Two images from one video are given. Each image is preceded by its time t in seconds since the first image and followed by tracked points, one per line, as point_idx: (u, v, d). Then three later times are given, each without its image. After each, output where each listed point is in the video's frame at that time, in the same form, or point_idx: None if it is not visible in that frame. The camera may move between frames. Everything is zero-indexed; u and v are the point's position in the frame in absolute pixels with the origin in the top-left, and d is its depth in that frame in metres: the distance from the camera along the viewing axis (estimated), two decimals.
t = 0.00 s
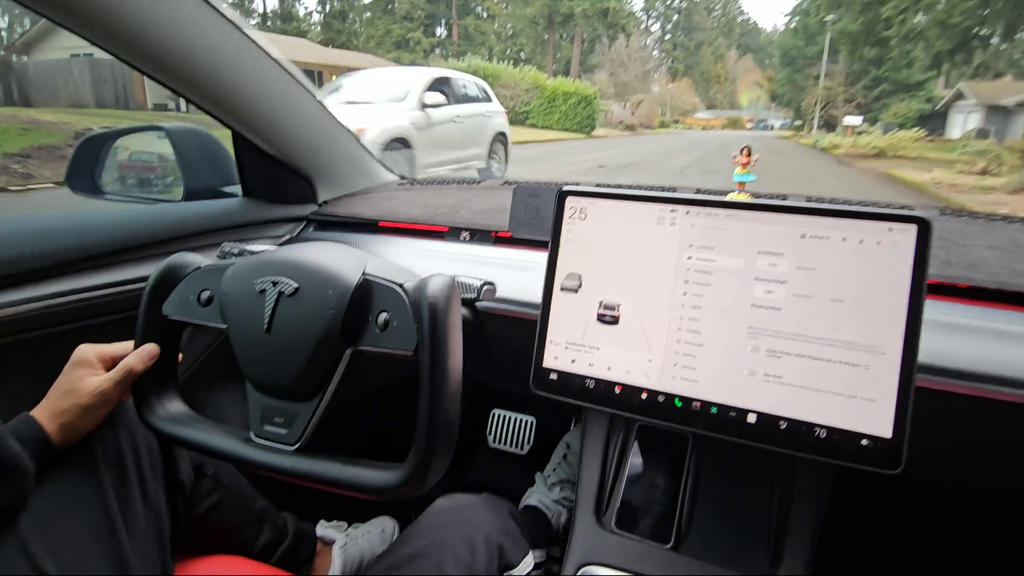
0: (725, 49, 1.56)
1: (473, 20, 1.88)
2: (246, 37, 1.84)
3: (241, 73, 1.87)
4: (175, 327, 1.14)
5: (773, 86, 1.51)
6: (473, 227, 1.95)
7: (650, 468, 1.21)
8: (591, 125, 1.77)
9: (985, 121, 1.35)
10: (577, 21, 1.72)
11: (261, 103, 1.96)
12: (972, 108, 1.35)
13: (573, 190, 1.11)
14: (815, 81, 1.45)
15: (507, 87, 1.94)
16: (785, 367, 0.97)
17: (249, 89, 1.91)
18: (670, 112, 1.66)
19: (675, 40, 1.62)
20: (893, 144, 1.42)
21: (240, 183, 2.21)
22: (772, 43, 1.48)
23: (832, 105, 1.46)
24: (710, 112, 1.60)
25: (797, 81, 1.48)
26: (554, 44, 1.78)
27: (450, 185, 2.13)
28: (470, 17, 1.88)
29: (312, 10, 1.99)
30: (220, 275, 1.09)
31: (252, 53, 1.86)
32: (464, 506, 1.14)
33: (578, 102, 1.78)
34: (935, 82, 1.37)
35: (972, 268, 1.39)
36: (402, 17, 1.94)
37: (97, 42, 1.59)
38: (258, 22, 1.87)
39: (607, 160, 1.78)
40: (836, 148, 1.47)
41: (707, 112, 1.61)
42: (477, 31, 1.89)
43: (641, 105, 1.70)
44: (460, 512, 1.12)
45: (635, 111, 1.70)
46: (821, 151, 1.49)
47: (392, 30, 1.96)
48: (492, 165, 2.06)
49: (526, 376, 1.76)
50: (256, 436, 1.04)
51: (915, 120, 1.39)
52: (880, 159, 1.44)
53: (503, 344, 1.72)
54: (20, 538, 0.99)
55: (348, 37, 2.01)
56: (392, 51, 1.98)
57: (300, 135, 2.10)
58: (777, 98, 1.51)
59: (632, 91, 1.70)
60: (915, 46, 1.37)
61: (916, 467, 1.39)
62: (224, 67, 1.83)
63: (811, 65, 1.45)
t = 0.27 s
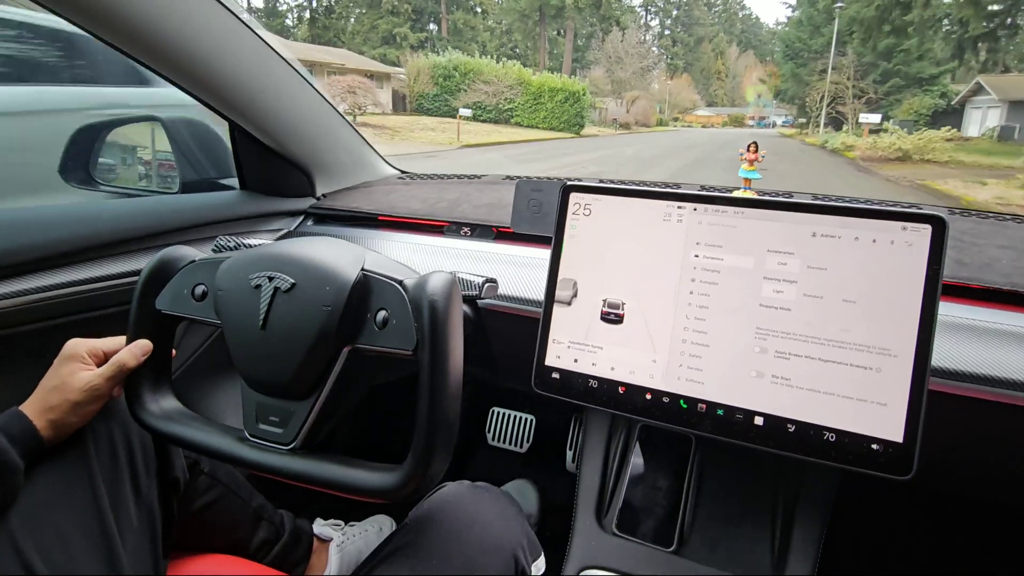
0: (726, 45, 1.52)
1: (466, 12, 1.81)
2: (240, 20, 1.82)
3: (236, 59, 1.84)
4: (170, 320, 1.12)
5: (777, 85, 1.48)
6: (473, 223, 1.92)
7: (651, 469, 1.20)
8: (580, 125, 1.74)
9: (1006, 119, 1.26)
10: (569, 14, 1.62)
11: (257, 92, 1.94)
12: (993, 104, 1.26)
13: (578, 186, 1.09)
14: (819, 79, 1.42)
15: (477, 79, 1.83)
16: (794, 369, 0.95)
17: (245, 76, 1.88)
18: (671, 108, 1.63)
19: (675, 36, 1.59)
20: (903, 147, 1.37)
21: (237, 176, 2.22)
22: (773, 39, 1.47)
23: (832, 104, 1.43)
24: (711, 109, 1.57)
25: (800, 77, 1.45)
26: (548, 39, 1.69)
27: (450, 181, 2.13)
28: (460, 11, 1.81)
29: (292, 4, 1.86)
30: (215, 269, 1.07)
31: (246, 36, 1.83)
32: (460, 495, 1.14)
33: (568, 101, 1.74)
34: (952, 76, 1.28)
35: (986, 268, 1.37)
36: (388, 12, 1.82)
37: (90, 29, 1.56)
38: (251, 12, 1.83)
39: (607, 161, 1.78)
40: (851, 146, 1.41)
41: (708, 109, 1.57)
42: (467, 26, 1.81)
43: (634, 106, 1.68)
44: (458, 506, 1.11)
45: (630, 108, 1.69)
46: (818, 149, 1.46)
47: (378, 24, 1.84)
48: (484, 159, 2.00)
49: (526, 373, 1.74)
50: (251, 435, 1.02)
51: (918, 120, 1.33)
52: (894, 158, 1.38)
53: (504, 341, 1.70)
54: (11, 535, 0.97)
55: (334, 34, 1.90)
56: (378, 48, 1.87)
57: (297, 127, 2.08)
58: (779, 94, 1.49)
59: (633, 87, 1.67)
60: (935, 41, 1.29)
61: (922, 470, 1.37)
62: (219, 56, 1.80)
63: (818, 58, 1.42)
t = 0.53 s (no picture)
0: (723, 44, 1.50)
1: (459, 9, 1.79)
2: (234, 20, 1.81)
3: (230, 58, 1.84)
4: (158, 322, 1.11)
5: (772, 88, 1.47)
6: (466, 224, 1.92)
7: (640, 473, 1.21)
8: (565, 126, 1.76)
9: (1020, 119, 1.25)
10: (557, 9, 1.66)
11: (250, 91, 1.93)
12: (1006, 104, 1.26)
13: (568, 188, 1.09)
14: (813, 82, 1.41)
15: (455, 76, 1.83)
16: (781, 373, 0.95)
17: (238, 76, 1.88)
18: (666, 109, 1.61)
19: (671, 35, 1.56)
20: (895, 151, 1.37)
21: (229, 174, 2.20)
22: (772, 37, 1.44)
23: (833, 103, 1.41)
24: (707, 110, 1.55)
25: (799, 76, 1.42)
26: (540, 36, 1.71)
27: (444, 181, 2.13)
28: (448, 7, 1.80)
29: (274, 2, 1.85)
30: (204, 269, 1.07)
31: (241, 37, 1.84)
32: (446, 494, 1.15)
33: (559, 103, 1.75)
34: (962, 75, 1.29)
35: (973, 274, 1.38)
36: (373, 8, 1.82)
37: (79, 25, 1.56)
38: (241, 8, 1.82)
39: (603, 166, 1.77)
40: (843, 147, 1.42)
41: (705, 109, 1.56)
42: (453, 22, 1.80)
43: (627, 107, 1.66)
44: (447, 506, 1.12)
45: (621, 109, 1.67)
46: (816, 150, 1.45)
47: (361, 22, 1.83)
48: (477, 160, 1.99)
49: (518, 375, 1.74)
50: (239, 435, 1.01)
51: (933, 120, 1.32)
52: (885, 163, 1.38)
53: (496, 342, 1.70)
54: None
55: (318, 31, 1.89)
56: (360, 45, 1.87)
57: (291, 126, 2.07)
58: (777, 94, 1.47)
59: (629, 86, 1.64)
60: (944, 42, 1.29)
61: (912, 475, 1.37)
62: (213, 55, 1.80)
63: (819, 55, 1.40)
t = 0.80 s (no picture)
0: (721, 45, 1.50)
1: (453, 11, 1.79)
2: (222, 15, 1.78)
3: (221, 56, 1.82)
4: (151, 326, 1.10)
5: (765, 91, 1.49)
6: (461, 226, 1.92)
7: (636, 475, 1.20)
8: (547, 128, 1.78)
9: None
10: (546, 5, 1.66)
11: (243, 91, 1.92)
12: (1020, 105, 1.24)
13: (563, 191, 1.09)
14: (813, 85, 1.42)
15: (433, 73, 1.84)
16: (775, 376, 0.95)
17: (229, 73, 1.87)
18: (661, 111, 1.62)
19: (668, 35, 1.56)
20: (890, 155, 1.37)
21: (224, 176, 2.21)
22: (769, 39, 1.43)
23: (838, 105, 1.40)
24: (706, 111, 1.57)
25: (801, 74, 1.43)
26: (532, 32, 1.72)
27: (440, 184, 2.13)
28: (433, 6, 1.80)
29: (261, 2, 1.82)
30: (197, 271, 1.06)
31: (229, 32, 1.80)
32: (439, 492, 1.15)
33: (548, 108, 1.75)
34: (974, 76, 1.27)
35: (965, 278, 1.38)
36: (356, 5, 1.82)
37: (74, 26, 1.56)
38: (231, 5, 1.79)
39: (597, 171, 1.78)
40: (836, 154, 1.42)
41: (703, 110, 1.58)
42: (439, 20, 1.80)
43: (614, 108, 1.68)
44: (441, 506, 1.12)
45: (613, 109, 1.68)
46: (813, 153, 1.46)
47: (344, 18, 1.84)
48: (475, 163, 1.99)
49: (513, 377, 1.73)
50: (233, 439, 1.01)
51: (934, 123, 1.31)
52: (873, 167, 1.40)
53: (491, 345, 1.70)
54: None
55: (302, 29, 1.88)
56: (341, 41, 1.87)
57: (286, 128, 2.07)
58: (777, 94, 1.48)
59: (625, 86, 1.65)
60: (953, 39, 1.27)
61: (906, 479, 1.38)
62: (209, 57, 1.80)
63: (820, 54, 1.39)
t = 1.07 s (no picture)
0: (717, 47, 1.51)
1: (449, 13, 1.80)
2: (211, 19, 1.82)
3: (211, 59, 1.84)
4: (139, 325, 1.11)
5: (761, 94, 1.49)
6: (456, 230, 1.92)
7: (631, 479, 1.20)
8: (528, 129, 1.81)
9: None
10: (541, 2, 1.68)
11: (234, 93, 1.93)
12: None
13: (555, 193, 1.09)
14: (814, 87, 1.40)
15: (406, 69, 1.86)
16: (768, 377, 0.95)
17: (218, 76, 1.87)
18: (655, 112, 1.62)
19: (664, 36, 1.57)
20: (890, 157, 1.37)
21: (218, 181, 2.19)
22: (768, 41, 1.44)
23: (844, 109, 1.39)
24: (701, 114, 1.57)
25: (800, 74, 1.41)
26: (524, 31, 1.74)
27: (435, 187, 2.12)
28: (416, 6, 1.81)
29: None
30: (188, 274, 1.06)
31: (218, 34, 1.84)
32: (431, 497, 1.15)
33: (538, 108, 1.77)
34: (991, 77, 1.24)
35: (958, 277, 1.39)
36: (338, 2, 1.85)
37: (62, 32, 1.57)
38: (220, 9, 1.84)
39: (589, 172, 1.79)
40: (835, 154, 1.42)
41: (699, 113, 1.58)
42: (426, 18, 1.81)
43: (604, 110, 1.67)
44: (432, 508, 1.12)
45: (604, 110, 1.67)
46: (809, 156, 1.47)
47: (327, 14, 1.87)
48: (471, 166, 2.00)
49: (508, 381, 1.73)
50: (221, 444, 1.01)
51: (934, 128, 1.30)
52: (870, 170, 1.39)
53: (486, 347, 1.70)
54: None
55: (284, 28, 1.91)
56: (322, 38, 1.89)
57: (278, 132, 2.07)
58: (777, 95, 1.47)
59: (618, 86, 1.64)
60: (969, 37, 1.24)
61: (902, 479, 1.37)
62: (197, 57, 1.80)
63: (820, 51, 1.37)
